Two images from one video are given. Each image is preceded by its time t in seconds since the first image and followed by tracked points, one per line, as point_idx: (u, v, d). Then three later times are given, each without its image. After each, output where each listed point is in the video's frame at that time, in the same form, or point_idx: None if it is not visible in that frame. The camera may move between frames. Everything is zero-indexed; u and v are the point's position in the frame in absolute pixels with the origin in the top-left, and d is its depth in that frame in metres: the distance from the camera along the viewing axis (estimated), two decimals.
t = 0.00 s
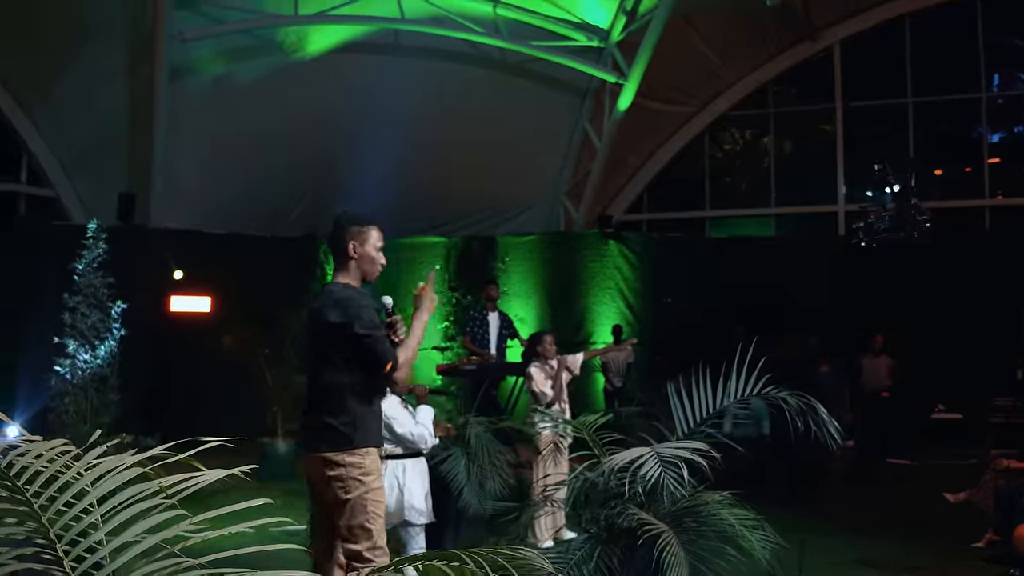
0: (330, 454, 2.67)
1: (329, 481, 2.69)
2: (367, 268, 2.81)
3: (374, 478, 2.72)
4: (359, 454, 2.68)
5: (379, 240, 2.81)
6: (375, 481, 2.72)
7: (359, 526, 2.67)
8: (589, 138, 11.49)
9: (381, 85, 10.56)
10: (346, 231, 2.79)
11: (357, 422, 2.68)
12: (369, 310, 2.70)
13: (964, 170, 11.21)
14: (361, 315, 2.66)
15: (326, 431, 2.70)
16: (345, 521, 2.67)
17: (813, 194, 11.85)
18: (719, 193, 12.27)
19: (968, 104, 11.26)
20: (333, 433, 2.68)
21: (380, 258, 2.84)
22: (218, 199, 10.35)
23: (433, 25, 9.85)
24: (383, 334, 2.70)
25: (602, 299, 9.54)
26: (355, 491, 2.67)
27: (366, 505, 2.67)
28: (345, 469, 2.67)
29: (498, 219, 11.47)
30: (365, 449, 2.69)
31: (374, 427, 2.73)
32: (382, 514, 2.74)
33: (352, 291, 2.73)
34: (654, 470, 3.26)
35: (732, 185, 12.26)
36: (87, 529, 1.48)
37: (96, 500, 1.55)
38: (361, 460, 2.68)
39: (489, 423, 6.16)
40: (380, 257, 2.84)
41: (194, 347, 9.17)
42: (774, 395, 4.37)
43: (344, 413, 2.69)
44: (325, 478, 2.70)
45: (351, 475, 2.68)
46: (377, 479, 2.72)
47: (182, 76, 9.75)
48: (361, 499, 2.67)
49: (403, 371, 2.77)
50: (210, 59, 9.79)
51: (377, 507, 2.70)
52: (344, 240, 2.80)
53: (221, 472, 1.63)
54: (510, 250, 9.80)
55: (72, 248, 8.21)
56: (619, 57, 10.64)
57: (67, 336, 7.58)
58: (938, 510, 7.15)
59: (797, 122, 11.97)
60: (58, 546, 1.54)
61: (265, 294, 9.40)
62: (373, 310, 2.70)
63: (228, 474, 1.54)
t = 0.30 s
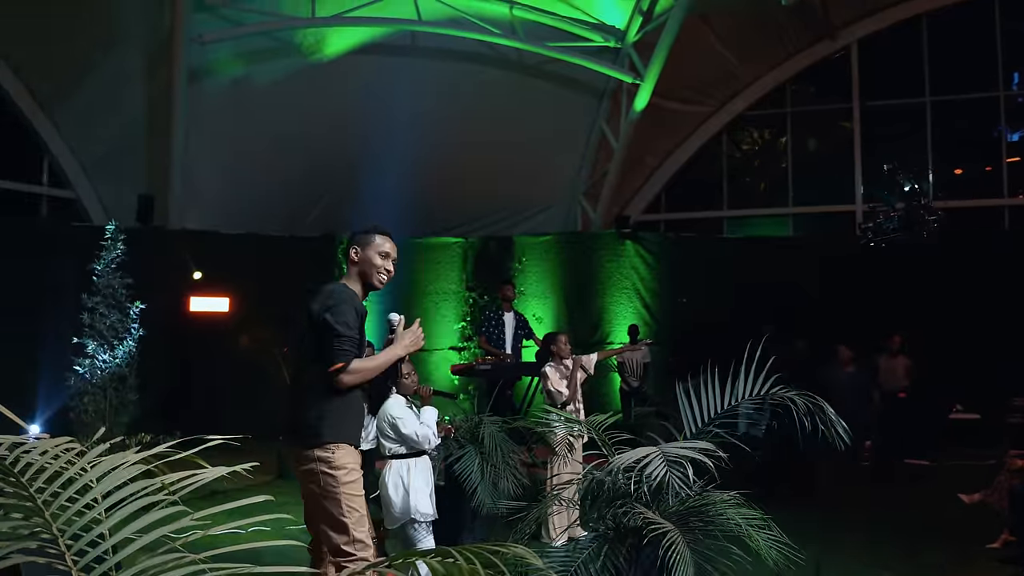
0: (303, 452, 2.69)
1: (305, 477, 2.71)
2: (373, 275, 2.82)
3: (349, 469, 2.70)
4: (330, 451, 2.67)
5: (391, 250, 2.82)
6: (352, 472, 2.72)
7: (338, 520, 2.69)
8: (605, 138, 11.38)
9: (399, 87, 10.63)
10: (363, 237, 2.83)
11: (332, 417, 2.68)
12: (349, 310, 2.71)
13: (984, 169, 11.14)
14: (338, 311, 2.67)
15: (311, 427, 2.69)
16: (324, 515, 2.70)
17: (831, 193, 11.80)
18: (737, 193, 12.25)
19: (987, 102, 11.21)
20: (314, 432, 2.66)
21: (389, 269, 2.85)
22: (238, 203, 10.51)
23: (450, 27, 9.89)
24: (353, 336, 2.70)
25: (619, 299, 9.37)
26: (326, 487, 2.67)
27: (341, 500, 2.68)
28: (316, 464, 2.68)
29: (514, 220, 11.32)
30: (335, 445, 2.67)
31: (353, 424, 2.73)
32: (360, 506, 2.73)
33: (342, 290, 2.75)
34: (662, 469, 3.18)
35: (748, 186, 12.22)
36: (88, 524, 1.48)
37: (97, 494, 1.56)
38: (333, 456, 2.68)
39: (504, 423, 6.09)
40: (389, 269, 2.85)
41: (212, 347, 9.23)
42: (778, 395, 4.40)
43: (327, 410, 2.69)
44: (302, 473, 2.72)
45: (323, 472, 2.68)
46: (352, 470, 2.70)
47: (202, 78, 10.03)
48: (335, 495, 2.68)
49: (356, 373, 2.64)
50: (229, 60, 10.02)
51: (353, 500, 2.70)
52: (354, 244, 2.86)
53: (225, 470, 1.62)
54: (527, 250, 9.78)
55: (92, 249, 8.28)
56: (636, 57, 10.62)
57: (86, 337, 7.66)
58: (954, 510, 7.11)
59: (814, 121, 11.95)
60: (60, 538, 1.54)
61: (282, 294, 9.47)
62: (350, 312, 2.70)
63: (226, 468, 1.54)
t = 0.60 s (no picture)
0: (288, 444, 2.57)
1: (290, 472, 2.58)
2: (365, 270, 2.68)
3: (325, 468, 2.52)
4: (304, 445, 2.53)
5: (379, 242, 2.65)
6: (333, 474, 2.55)
7: (304, 519, 2.52)
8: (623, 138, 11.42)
9: (415, 86, 10.64)
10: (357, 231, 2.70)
11: (324, 409, 2.54)
12: (324, 310, 2.59)
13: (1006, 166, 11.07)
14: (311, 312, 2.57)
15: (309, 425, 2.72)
16: (296, 514, 2.55)
17: (850, 191, 11.76)
18: (756, 191, 12.23)
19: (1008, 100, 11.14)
20: (322, 424, 2.52)
21: (383, 263, 2.68)
22: (255, 204, 10.49)
23: (466, 27, 9.94)
24: (320, 338, 2.56)
25: (637, 298, 9.18)
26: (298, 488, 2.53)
27: (309, 497, 2.51)
28: (295, 462, 2.54)
29: (532, 218, 11.38)
30: (311, 440, 2.52)
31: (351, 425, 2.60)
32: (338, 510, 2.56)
33: (327, 289, 2.64)
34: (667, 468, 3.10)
35: (767, 184, 12.19)
36: (90, 522, 1.53)
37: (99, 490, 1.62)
38: (307, 451, 2.52)
39: (517, 421, 5.97)
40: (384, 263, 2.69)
41: (231, 347, 9.30)
42: (786, 393, 4.41)
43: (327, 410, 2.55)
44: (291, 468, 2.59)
45: (298, 467, 2.54)
46: (327, 470, 2.52)
47: (219, 78, 10.00)
48: (305, 491, 2.52)
49: (312, 369, 2.48)
50: (246, 61, 10.04)
51: (324, 503, 2.53)
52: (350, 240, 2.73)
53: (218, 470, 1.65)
54: (544, 249, 9.63)
55: (111, 250, 8.38)
56: (653, 56, 10.62)
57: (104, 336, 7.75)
58: (969, 509, 7.08)
59: (832, 119, 11.92)
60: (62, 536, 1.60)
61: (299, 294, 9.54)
62: (321, 311, 2.58)
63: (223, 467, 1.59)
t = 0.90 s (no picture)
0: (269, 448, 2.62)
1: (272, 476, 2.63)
2: (327, 265, 2.68)
3: (292, 474, 2.55)
4: (275, 450, 2.57)
5: (331, 233, 2.64)
6: (302, 479, 2.56)
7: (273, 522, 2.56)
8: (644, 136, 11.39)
9: (435, 86, 10.66)
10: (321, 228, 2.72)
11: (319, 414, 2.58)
12: (288, 311, 2.63)
13: None
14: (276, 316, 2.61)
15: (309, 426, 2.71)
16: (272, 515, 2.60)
17: (874, 189, 11.66)
18: (779, 189, 12.15)
19: None
20: (307, 428, 2.58)
21: (344, 253, 2.67)
22: (278, 205, 10.54)
23: (485, 27, 9.96)
24: (281, 341, 2.60)
25: (659, 298, 9.07)
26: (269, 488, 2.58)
27: (275, 501, 2.55)
28: (272, 463, 2.60)
29: (553, 218, 11.34)
30: (279, 445, 2.56)
31: (333, 425, 2.63)
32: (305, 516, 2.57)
33: (294, 290, 2.68)
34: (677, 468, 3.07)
35: (790, 182, 12.12)
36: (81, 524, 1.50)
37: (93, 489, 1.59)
38: (276, 456, 2.56)
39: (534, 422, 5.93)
40: (343, 253, 2.66)
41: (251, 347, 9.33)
42: (799, 394, 4.36)
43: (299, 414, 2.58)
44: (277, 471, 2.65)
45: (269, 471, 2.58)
46: (294, 475, 2.55)
47: (240, 79, 10.10)
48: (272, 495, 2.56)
49: (275, 373, 2.52)
50: (267, 61, 10.11)
51: (290, 507, 2.55)
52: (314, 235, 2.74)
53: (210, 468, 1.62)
54: (565, 248, 9.55)
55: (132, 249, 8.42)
56: (674, 54, 10.57)
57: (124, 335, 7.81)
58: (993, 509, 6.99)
59: (856, 116, 11.83)
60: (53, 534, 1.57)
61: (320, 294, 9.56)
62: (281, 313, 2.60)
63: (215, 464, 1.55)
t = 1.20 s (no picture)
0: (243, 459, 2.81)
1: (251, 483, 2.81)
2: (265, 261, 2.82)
3: (251, 477, 2.70)
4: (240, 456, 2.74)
5: (260, 228, 2.80)
6: (261, 481, 2.71)
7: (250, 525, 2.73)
8: (664, 135, 11.36)
9: (453, 84, 10.71)
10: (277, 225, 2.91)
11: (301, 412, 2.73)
12: (233, 319, 2.80)
13: None
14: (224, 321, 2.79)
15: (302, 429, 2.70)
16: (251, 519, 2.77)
17: (897, 187, 11.55)
18: (800, 187, 12.08)
19: None
20: (279, 432, 2.74)
21: (274, 249, 2.79)
22: (297, 204, 10.49)
23: (504, 25, 10.01)
24: (219, 348, 2.77)
25: (678, 298, 8.98)
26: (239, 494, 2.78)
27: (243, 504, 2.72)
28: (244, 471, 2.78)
29: (572, 217, 11.26)
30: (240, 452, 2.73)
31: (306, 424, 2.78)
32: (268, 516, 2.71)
33: (245, 295, 2.86)
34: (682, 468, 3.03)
35: (811, 181, 12.04)
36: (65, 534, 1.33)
37: (71, 485, 1.43)
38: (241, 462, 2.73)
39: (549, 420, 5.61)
40: (271, 245, 2.80)
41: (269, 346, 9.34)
42: (811, 394, 4.27)
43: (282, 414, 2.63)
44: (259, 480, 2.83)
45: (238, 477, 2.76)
46: (252, 477, 2.70)
47: (259, 79, 10.15)
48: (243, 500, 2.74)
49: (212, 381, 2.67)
50: (285, 62, 10.18)
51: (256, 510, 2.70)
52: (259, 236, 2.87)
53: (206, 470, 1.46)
54: (584, 247, 9.53)
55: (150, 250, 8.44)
56: (693, 52, 10.53)
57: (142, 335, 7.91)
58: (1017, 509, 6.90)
59: (877, 114, 11.74)
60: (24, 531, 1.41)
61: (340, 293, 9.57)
62: (226, 320, 2.77)
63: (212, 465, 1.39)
